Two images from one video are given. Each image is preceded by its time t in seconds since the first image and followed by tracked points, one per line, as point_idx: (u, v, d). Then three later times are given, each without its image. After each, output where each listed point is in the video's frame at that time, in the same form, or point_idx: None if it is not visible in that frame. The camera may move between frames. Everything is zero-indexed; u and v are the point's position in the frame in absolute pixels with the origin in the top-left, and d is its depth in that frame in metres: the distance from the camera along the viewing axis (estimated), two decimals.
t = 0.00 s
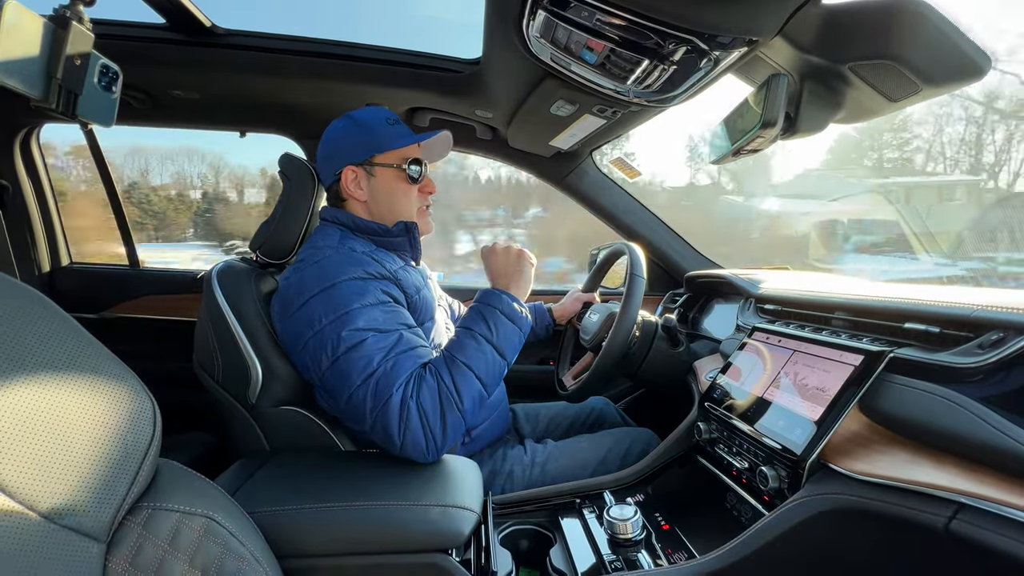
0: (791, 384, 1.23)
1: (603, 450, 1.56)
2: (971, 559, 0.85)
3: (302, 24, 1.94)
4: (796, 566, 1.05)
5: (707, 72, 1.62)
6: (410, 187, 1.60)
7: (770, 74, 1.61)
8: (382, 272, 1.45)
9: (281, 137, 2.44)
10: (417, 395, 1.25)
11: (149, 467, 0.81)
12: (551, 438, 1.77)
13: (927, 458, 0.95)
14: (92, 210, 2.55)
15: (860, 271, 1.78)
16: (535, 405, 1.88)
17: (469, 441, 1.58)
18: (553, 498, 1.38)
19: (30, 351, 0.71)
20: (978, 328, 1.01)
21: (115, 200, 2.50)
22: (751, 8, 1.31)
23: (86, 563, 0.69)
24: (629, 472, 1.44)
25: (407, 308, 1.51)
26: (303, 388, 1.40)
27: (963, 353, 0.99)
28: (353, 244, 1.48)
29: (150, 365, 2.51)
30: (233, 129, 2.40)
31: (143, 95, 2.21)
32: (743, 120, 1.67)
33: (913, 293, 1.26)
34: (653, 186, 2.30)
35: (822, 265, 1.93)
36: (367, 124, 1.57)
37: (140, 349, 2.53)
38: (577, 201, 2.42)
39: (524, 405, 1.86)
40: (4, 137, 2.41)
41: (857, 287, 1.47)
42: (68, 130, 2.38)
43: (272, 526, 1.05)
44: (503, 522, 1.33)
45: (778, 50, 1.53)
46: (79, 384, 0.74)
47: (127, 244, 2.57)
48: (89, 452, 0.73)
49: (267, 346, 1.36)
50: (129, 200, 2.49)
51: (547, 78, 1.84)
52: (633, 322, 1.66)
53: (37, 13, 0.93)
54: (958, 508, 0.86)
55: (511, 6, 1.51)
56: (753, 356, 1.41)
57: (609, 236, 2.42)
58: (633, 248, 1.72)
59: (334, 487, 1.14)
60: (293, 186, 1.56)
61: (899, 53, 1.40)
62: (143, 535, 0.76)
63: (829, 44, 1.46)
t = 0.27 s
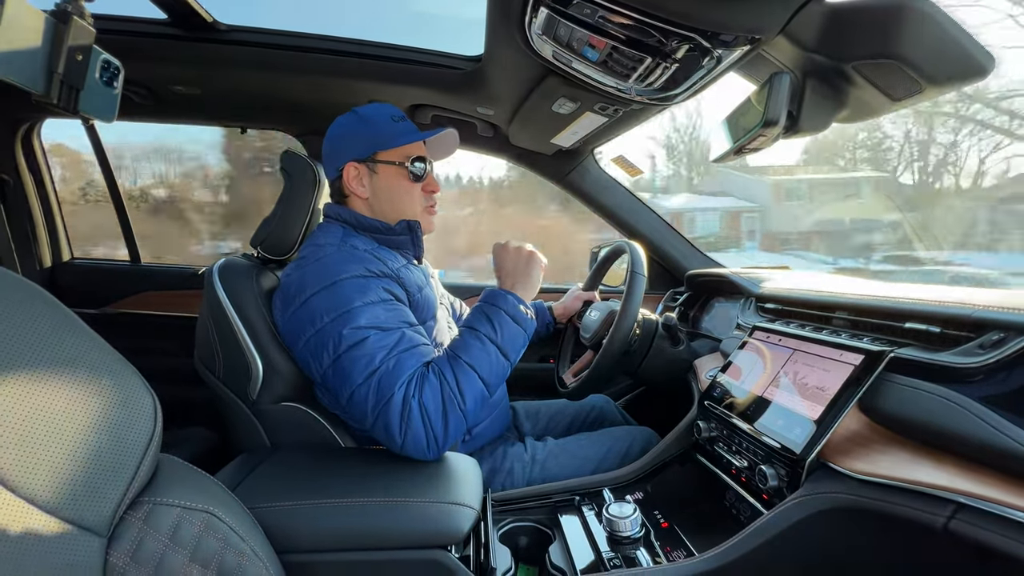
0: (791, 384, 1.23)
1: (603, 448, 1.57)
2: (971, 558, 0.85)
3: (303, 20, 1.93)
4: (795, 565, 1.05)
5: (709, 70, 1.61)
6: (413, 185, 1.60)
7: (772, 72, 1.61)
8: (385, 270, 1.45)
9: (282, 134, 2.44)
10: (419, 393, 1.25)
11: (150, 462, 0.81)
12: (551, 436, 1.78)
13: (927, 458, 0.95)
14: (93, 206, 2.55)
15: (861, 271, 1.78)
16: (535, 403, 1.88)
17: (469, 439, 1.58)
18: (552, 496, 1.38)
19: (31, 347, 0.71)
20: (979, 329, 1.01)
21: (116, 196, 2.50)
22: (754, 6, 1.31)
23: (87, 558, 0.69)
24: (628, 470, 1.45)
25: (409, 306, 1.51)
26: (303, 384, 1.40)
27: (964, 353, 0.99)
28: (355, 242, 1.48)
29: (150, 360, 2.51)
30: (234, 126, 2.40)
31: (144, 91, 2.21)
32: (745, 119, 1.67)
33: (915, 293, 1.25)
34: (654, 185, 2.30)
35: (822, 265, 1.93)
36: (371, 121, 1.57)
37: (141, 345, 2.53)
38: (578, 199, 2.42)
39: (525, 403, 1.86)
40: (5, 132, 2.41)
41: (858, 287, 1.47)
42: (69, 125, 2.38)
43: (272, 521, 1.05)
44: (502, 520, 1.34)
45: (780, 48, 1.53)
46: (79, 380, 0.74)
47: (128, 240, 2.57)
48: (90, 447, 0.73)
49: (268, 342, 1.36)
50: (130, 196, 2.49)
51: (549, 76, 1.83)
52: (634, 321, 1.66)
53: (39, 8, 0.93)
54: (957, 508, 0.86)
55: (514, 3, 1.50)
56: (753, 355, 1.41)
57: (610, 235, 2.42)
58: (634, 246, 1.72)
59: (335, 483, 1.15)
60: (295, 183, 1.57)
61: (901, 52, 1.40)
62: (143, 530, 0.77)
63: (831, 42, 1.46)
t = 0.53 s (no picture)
0: (791, 385, 1.23)
1: (602, 449, 1.57)
2: (971, 561, 0.85)
3: (305, 20, 1.94)
4: (795, 566, 1.05)
5: (711, 71, 1.61)
6: (413, 185, 1.60)
7: (773, 74, 1.62)
8: (385, 270, 1.45)
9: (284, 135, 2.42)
10: (418, 393, 1.25)
11: (151, 461, 0.82)
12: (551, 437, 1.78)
13: (927, 460, 0.95)
14: (94, 204, 2.55)
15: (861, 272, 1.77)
16: (535, 404, 1.88)
17: (469, 439, 1.58)
18: (552, 496, 1.38)
19: (31, 345, 0.71)
20: (979, 331, 1.01)
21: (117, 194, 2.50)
22: (756, 7, 1.31)
23: (87, 557, 0.69)
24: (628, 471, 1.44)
25: (410, 306, 1.51)
26: (303, 383, 1.41)
27: (964, 355, 0.99)
28: (356, 241, 1.49)
29: (151, 359, 2.52)
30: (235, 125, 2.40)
31: (146, 90, 2.21)
32: (747, 120, 1.67)
33: (914, 295, 1.25)
34: (655, 186, 2.30)
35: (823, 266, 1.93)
36: (370, 120, 1.57)
37: (141, 343, 2.53)
38: (579, 199, 2.42)
39: (525, 404, 1.86)
40: (7, 130, 2.41)
41: (858, 289, 1.47)
42: (71, 124, 2.38)
43: (272, 521, 1.05)
44: (502, 520, 1.34)
45: (782, 50, 1.53)
46: (79, 378, 0.74)
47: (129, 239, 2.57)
48: (90, 446, 0.73)
49: (268, 342, 1.37)
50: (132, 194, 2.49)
51: (551, 77, 1.84)
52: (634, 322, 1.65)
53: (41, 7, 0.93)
54: (957, 510, 0.86)
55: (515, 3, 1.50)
56: (753, 357, 1.41)
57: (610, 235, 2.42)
58: (635, 247, 1.71)
59: (335, 483, 1.15)
60: (295, 181, 1.57)
61: (902, 53, 1.40)
62: (143, 529, 0.77)
63: (832, 44, 1.46)
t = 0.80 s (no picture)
0: (792, 381, 1.23)
1: (604, 446, 1.57)
2: (973, 555, 0.86)
3: (303, 20, 1.94)
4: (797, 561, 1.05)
5: (710, 67, 1.61)
6: (415, 186, 1.60)
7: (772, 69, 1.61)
8: (384, 269, 1.45)
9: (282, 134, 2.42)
10: (418, 390, 1.25)
11: (154, 462, 0.82)
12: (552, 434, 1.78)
13: (929, 454, 0.95)
14: (95, 206, 2.56)
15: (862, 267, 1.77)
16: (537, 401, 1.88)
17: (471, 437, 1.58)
18: (554, 494, 1.39)
19: (35, 347, 0.71)
20: (981, 325, 1.00)
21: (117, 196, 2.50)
22: (754, 3, 1.31)
23: (90, 557, 0.69)
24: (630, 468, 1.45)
25: (409, 305, 1.51)
26: (305, 383, 1.41)
27: (966, 349, 0.99)
28: (356, 241, 1.49)
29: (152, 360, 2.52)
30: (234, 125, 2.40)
31: (144, 91, 2.21)
32: (746, 116, 1.66)
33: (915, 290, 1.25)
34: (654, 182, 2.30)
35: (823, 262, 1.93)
36: (373, 121, 1.57)
37: (143, 345, 2.54)
38: (578, 196, 2.41)
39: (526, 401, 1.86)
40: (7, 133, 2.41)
41: (858, 284, 1.47)
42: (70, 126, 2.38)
43: (276, 521, 1.06)
44: (504, 517, 1.34)
45: (780, 45, 1.52)
46: (82, 380, 0.75)
47: (130, 240, 2.57)
48: (94, 447, 0.73)
49: (270, 342, 1.37)
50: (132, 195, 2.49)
51: (549, 74, 1.83)
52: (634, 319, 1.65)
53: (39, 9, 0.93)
54: (959, 504, 0.87)
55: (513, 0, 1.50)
56: (754, 353, 1.41)
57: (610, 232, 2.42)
58: (636, 245, 1.71)
59: (338, 482, 1.15)
60: (295, 181, 1.56)
61: (901, 47, 1.40)
62: (147, 529, 0.77)
63: (831, 39, 1.46)
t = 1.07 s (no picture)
0: (795, 384, 1.23)
1: (607, 451, 1.56)
2: (978, 559, 0.85)
3: (303, 27, 1.94)
4: (801, 566, 1.04)
5: (708, 72, 1.61)
6: (419, 195, 1.59)
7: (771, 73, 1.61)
8: (385, 277, 1.45)
9: (282, 140, 2.42)
10: (415, 399, 1.24)
11: (154, 470, 0.81)
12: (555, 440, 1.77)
13: (933, 458, 0.95)
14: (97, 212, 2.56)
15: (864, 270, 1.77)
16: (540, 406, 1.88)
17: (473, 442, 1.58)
18: (556, 499, 1.38)
19: (36, 355, 0.71)
20: (985, 327, 1.00)
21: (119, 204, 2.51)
22: (753, 7, 1.31)
23: (91, 566, 0.69)
24: (633, 473, 1.44)
25: (411, 313, 1.51)
26: (306, 389, 1.40)
27: (969, 352, 0.99)
28: (357, 249, 1.48)
29: (153, 367, 2.52)
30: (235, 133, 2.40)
31: (146, 99, 2.22)
32: (746, 119, 1.66)
33: (918, 292, 1.25)
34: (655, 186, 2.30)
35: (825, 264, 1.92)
36: (378, 129, 1.57)
37: (144, 352, 2.54)
38: (579, 201, 2.41)
39: (528, 406, 1.86)
40: (9, 142, 2.42)
41: (860, 286, 1.47)
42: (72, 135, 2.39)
43: (277, 528, 1.05)
44: (506, 524, 1.33)
45: (780, 49, 1.52)
46: (83, 389, 0.74)
47: (131, 247, 2.58)
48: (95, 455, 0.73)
49: (270, 349, 1.36)
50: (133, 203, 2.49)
51: (549, 79, 1.84)
52: (636, 323, 1.65)
53: (41, 19, 0.93)
54: (964, 508, 0.86)
55: (512, 6, 1.51)
56: (757, 356, 1.41)
57: (611, 236, 2.42)
58: (637, 248, 1.71)
59: (339, 489, 1.15)
60: (298, 189, 1.56)
61: (900, 50, 1.40)
62: (147, 538, 0.77)
63: (830, 42, 1.46)
